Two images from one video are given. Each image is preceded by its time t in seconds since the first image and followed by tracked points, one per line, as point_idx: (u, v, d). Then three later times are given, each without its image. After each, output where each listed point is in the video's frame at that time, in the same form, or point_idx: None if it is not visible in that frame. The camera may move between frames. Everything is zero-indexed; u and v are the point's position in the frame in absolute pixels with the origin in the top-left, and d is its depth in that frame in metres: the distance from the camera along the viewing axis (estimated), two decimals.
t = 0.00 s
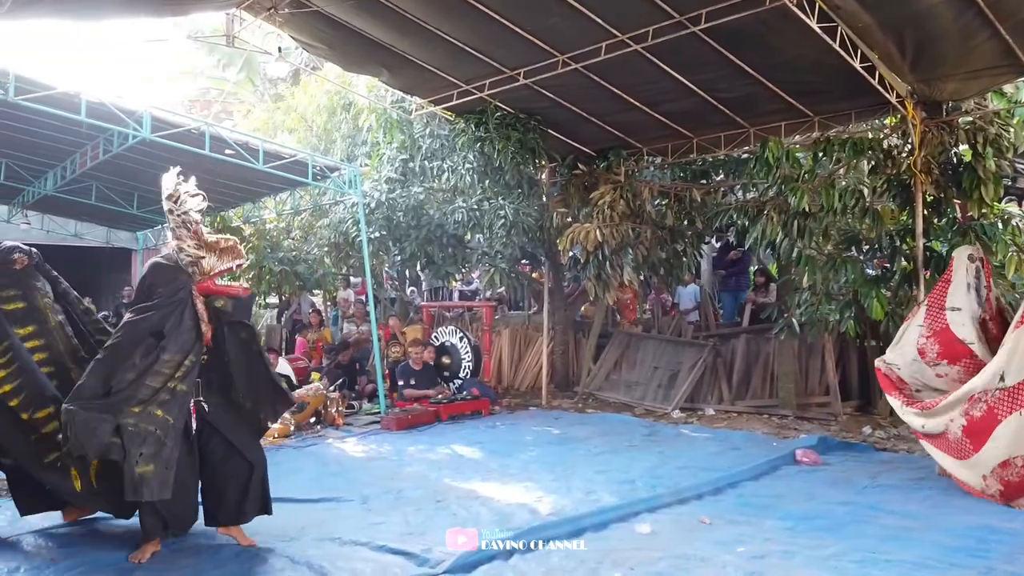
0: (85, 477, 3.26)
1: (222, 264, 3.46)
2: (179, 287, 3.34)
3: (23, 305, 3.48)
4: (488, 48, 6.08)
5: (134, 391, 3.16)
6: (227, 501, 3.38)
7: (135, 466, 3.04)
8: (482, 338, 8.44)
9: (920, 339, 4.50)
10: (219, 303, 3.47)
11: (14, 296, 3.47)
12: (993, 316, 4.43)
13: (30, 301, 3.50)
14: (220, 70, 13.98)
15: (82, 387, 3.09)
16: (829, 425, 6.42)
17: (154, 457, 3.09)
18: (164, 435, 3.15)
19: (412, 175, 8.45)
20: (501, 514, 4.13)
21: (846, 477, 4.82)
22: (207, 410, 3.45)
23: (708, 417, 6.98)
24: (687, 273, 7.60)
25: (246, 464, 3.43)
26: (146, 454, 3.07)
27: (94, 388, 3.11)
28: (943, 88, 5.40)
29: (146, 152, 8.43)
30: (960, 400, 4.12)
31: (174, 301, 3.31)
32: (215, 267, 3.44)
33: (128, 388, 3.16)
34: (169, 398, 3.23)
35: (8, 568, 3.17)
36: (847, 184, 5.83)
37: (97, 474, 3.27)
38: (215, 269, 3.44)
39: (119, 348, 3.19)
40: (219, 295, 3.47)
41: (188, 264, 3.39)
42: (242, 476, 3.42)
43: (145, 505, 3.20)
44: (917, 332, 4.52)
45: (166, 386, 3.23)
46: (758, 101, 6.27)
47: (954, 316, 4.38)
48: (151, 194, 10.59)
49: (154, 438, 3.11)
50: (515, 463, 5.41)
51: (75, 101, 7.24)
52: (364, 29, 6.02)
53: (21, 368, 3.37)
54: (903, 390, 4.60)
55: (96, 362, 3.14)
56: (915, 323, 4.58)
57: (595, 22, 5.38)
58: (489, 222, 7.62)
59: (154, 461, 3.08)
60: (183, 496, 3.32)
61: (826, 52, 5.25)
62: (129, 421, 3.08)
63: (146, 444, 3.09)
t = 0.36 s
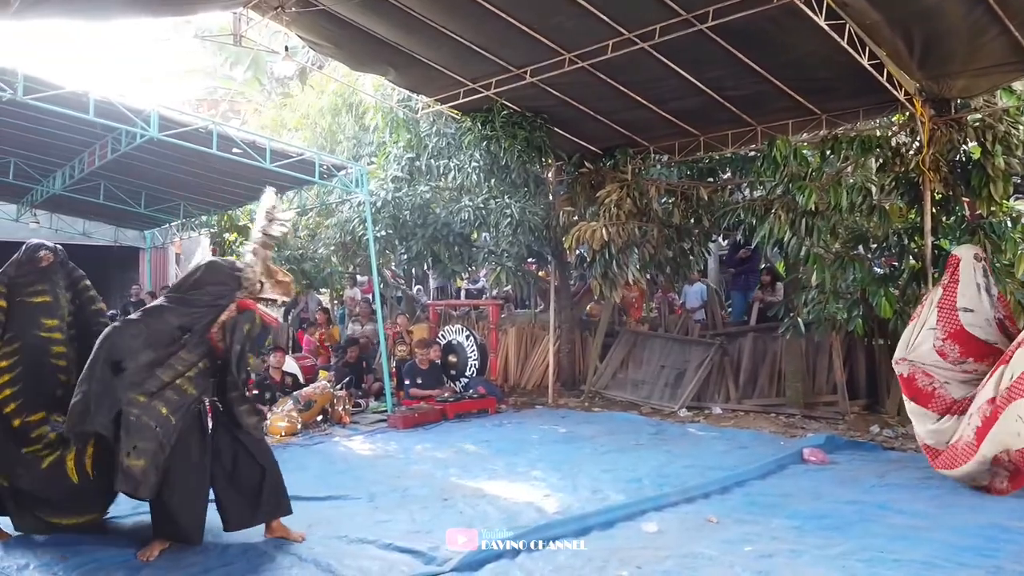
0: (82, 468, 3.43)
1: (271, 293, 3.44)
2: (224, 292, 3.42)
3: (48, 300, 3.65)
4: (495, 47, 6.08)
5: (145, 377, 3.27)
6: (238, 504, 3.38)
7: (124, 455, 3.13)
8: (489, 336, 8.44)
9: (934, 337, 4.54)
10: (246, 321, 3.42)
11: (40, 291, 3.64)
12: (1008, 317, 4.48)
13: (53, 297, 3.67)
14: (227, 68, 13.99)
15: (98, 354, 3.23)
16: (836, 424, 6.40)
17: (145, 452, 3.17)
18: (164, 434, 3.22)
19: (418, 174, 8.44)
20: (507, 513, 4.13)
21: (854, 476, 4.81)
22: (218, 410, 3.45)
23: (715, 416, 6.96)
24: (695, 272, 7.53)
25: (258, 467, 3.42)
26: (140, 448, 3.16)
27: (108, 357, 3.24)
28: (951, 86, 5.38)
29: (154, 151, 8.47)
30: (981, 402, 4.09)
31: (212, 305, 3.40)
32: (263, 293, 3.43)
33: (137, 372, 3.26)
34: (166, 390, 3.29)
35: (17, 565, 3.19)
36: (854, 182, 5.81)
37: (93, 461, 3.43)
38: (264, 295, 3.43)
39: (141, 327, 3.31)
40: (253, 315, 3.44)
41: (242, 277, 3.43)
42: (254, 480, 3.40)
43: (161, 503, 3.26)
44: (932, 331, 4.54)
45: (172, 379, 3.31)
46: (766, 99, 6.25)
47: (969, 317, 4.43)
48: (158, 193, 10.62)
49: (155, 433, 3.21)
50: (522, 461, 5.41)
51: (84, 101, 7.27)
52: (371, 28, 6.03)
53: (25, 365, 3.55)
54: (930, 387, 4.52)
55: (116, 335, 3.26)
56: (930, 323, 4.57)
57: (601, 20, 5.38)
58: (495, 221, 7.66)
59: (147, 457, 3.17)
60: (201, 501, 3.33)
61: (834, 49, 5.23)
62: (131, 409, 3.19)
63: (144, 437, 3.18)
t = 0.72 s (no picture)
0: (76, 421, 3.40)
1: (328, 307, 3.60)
2: (287, 292, 3.48)
3: (69, 301, 3.66)
4: (498, 46, 6.08)
5: (188, 343, 3.29)
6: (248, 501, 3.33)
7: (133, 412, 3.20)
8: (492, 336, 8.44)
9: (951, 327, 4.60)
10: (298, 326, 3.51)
11: (63, 292, 3.66)
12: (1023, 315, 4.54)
13: (74, 299, 3.69)
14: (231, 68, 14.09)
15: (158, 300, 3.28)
16: (840, 424, 6.39)
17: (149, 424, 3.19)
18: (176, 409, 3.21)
19: (421, 174, 8.44)
20: (511, 512, 4.13)
21: (857, 476, 4.80)
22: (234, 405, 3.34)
23: (719, 416, 6.95)
24: (698, 271, 7.54)
25: (268, 467, 3.36)
26: (148, 415, 3.19)
27: (165, 310, 3.29)
28: (955, 85, 5.36)
29: (158, 151, 8.49)
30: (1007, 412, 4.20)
31: (271, 298, 3.46)
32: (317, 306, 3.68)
33: (183, 336, 3.29)
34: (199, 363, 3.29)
35: (21, 564, 3.19)
36: (858, 182, 5.80)
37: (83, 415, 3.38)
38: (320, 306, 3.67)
39: (201, 293, 3.36)
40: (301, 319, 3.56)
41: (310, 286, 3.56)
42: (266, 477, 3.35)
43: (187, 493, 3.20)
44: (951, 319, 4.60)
45: (210, 354, 3.32)
46: (770, 98, 6.25)
47: (983, 318, 4.52)
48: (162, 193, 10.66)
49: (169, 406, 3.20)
50: (525, 461, 5.42)
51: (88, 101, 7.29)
52: (374, 27, 6.03)
53: (52, 364, 3.57)
54: (952, 363, 4.50)
55: (181, 291, 3.32)
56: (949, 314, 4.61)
57: (605, 20, 5.37)
58: (499, 220, 7.64)
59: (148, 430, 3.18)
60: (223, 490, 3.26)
61: (838, 48, 5.22)
62: (162, 370, 3.22)
63: (156, 406, 3.20)
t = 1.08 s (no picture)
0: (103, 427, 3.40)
1: (328, 293, 3.50)
2: (285, 288, 3.47)
3: (85, 301, 3.64)
4: (500, 47, 6.08)
5: (209, 361, 3.31)
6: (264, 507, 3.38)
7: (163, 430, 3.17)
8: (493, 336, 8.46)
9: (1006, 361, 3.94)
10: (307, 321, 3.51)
11: (77, 292, 3.63)
12: None
13: (88, 299, 3.66)
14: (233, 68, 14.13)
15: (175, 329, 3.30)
16: (842, 424, 6.39)
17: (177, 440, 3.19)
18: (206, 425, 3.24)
19: (424, 174, 8.40)
20: (513, 512, 4.14)
21: (860, 476, 4.80)
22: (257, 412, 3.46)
23: (721, 416, 6.96)
24: (700, 271, 7.56)
25: (295, 469, 3.43)
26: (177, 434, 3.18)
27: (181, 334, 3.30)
28: (958, 85, 5.35)
29: (161, 151, 8.51)
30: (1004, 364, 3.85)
31: (274, 301, 3.45)
32: (317, 291, 3.49)
33: (204, 356, 3.31)
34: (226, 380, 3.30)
35: (25, 563, 3.20)
36: (859, 182, 5.80)
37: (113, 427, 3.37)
38: (320, 292, 3.49)
39: (208, 309, 3.34)
40: (311, 314, 3.52)
41: (304, 276, 3.51)
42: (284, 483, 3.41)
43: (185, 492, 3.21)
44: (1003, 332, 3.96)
45: (233, 368, 3.33)
46: (772, 98, 6.24)
47: None
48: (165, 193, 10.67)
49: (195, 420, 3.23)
50: (528, 461, 5.42)
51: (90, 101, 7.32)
52: (376, 28, 6.04)
53: (79, 363, 3.55)
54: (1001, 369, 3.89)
55: (194, 312, 3.34)
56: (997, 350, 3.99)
57: (607, 20, 5.38)
58: (501, 221, 7.59)
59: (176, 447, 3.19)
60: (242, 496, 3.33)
61: (840, 47, 5.22)
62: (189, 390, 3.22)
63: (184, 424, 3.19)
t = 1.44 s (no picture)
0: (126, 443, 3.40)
1: (265, 256, 3.44)
2: (222, 270, 3.37)
3: (88, 301, 3.48)
4: (503, 46, 6.08)
5: (188, 379, 3.24)
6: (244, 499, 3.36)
7: (191, 461, 3.18)
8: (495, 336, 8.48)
9: None
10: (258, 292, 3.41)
11: (80, 292, 3.48)
12: None
13: (92, 297, 3.51)
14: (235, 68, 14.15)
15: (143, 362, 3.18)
16: (845, 424, 6.39)
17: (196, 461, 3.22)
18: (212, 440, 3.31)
19: (426, 174, 8.44)
20: (516, 512, 4.14)
21: (863, 476, 4.80)
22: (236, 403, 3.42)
23: (723, 416, 6.95)
24: (702, 271, 7.56)
25: (274, 460, 3.41)
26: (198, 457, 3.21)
27: (148, 364, 3.18)
28: (962, 84, 5.34)
29: (164, 151, 8.52)
30: None
31: (217, 286, 3.34)
32: (255, 260, 3.41)
33: (180, 373, 3.24)
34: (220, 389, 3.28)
35: (29, 562, 3.20)
36: (862, 182, 5.79)
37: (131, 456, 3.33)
38: (258, 260, 3.42)
39: (165, 326, 3.24)
40: (259, 284, 3.41)
41: (232, 252, 3.42)
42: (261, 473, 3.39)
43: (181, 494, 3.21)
44: None
45: (210, 370, 3.26)
46: (775, 97, 6.23)
47: None
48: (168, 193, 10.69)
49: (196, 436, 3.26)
50: (530, 461, 5.42)
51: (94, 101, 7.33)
52: (379, 28, 6.04)
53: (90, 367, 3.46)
54: None
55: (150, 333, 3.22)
56: None
57: (609, 20, 5.37)
58: (504, 221, 7.53)
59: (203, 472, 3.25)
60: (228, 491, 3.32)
61: (844, 47, 5.21)
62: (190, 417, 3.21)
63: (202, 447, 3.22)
